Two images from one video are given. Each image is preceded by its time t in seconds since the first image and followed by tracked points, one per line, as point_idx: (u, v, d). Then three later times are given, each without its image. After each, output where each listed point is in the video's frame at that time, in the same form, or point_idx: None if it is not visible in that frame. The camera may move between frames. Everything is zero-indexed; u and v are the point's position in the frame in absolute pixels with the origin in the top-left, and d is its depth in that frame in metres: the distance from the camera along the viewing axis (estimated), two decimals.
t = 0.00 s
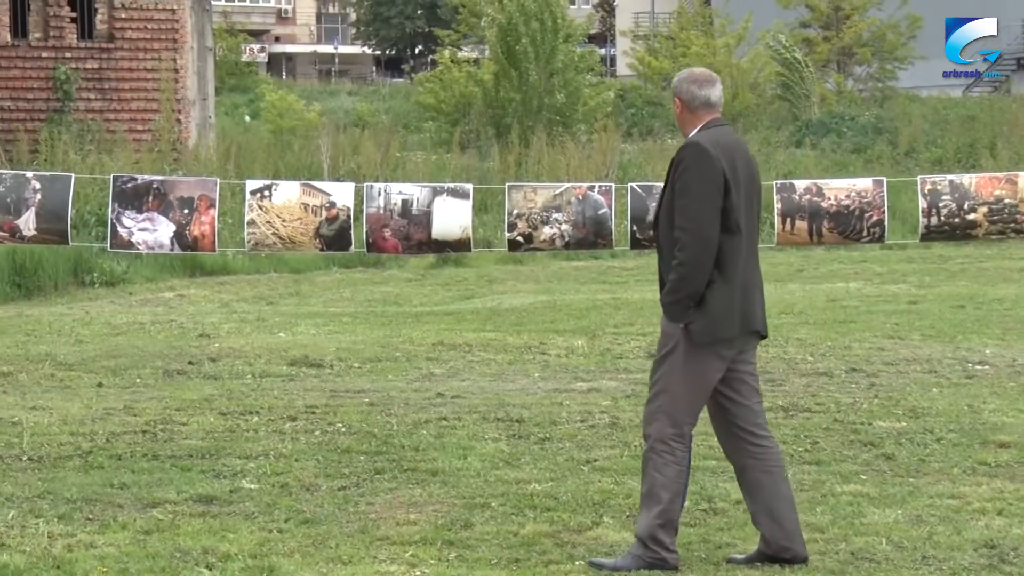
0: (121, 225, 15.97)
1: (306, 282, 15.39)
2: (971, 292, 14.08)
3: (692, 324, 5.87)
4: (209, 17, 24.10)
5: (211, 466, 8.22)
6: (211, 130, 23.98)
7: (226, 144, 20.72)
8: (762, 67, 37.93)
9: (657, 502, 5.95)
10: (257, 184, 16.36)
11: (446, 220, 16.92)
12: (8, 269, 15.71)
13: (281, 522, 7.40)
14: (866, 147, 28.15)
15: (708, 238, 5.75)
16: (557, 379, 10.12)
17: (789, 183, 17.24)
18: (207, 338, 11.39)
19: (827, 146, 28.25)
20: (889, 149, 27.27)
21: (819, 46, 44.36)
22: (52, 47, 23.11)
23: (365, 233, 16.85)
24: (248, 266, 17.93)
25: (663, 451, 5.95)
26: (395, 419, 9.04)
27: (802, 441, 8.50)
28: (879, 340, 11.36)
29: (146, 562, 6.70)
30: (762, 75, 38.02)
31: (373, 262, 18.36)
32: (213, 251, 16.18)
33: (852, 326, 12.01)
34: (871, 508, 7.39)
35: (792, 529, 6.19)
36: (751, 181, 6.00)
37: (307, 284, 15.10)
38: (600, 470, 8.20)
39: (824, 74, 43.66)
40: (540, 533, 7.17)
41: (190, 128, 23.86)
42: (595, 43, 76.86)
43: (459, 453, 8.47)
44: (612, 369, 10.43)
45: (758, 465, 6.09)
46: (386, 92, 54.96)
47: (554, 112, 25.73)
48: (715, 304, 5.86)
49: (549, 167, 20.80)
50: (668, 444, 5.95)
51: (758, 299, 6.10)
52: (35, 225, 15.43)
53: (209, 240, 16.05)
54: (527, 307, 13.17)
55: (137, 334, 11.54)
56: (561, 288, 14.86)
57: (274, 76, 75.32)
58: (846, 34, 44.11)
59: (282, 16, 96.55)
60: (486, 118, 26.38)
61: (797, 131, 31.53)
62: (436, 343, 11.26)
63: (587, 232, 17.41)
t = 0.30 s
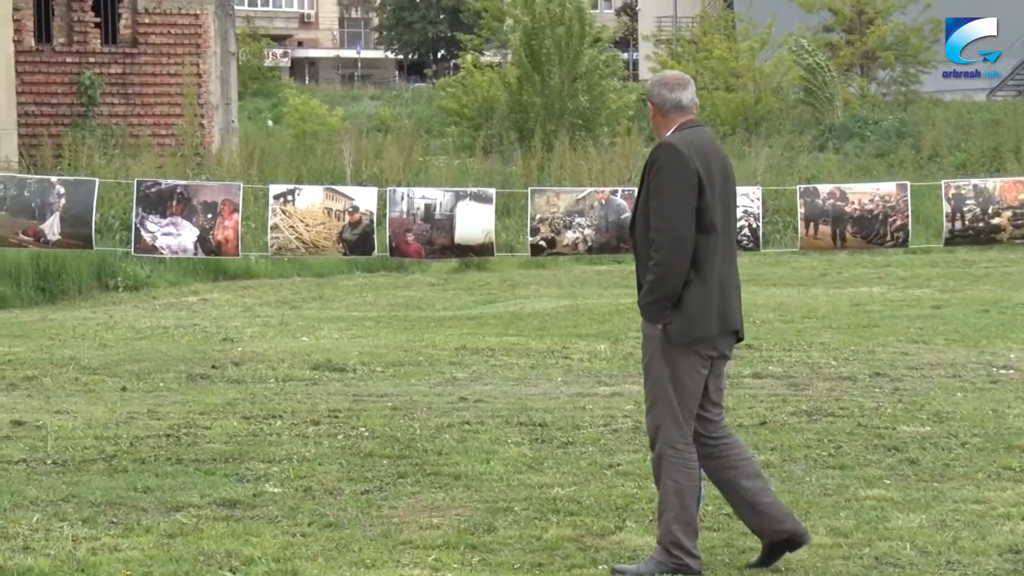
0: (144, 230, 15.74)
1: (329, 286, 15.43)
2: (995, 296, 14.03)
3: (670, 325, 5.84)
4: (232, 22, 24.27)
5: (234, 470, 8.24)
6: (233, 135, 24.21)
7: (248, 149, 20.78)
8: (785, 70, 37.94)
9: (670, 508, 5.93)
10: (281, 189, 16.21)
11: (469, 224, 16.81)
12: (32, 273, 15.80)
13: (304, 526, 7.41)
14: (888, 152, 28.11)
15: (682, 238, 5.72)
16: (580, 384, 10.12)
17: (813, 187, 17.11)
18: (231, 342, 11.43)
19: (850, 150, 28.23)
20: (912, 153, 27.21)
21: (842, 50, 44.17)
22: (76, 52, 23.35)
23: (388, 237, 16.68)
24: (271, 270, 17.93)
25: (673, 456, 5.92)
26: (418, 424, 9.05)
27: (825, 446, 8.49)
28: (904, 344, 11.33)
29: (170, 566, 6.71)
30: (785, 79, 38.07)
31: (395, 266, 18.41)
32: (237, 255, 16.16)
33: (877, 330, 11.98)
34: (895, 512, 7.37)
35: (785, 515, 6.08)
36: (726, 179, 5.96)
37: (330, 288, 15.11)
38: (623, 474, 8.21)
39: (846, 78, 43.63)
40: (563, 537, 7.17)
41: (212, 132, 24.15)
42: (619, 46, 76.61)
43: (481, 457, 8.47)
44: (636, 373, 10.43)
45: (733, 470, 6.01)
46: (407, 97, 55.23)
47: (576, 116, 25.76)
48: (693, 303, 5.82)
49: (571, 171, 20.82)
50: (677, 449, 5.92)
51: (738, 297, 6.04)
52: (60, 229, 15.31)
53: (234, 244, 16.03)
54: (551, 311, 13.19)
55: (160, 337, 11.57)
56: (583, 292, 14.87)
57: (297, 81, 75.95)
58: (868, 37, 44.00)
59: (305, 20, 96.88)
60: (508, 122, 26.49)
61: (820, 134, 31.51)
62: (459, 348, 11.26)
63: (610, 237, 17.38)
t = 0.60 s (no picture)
0: (172, 232, 15.78)
1: (356, 288, 15.48)
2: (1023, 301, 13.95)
3: (669, 329, 5.91)
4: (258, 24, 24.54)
5: (260, 472, 8.26)
6: (259, 137, 24.42)
7: (276, 152, 20.85)
8: (813, 74, 37.91)
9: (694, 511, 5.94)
10: (307, 192, 16.21)
11: (495, 227, 16.59)
12: (59, 274, 15.82)
13: (330, 527, 7.43)
14: (915, 156, 28.03)
15: (675, 240, 5.80)
16: (606, 387, 10.10)
17: (839, 191, 16.97)
18: (257, 343, 11.46)
19: (878, 155, 28.16)
20: (939, 156, 27.10)
21: (869, 53, 43.05)
22: (104, 54, 23.40)
23: (415, 240, 16.58)
24: (297, 271, 17.97)
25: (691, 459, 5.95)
26: (443, 426, 9.06)
27: (852, 450, 8.47)
28: (931, 348, 11.29)
29: (196, 566, 6.72)
30: (813, 83, 38.07)
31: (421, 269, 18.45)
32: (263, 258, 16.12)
33: (904, 334, 11.95)
34: (921, 517, 7.34)
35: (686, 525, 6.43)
36: (720, 180, 6.03)
37: (355, 290, 15.15)
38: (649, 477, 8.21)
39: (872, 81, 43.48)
40: (589, 540, 7.17)
41: (239, 135, 24.33)
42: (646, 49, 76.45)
43: (507, 459, 8.48)
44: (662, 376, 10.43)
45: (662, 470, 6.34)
46: (433, 99, 55.48)
47: (602, 119, 25.77)
48: (689, 306, 5.90)
49: (596, 174, 20.84)
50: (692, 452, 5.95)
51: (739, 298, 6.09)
52: (87, 231, 15.34)
53: (260, 247, 16.00)
54: (578, 314, 13.19)
55: (187, 339, 11.61)
56: (609, 294, 14.87)
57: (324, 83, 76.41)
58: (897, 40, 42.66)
59: (332, 23, 97.10)
60: (534, 125, 26.59)
61: (848, 139, 31.48)
62: (484, 350, 11.26)
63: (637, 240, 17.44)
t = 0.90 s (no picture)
0: (200, 232, 15.79)
1: (383, 288, 15.48)
2: None
3: (669, 332, 5.88)
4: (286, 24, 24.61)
5: (288, 471, 8.27)
6: (287, 138, 24.53)
7: (304, 152, 20.87)
8: (841, 73, 37.92)
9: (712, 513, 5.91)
10: (335, 192, 16.22)
11: (522, 227, 16.54)
12: (88, 274, 15.85)
13: (357, 527, 7.43)
14: (944, 156, 27.94)
15: (674, 244, 5.75)
16: (632, 386, 10.08)
17: (868, 192, 16.90)
18: (284, 343, 11.49)
19: (907, 155, 28.10)
20: (967, 156, 27.01)
21: (899, 53, 42.34)
22: (133, 54, 23.46)
23: (442, 240, 16.54)
24: (323, 271, 18.00)
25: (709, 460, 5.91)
26: (470, 426, 9.06)
27: (880, 450, 8.46)
28: (960, 349, 11.25)
29: (224, 565, 6.73)
30: (841, 82, 38.06)
31: (447, 269, 18.45)
32: (291, 257, 16.12)
33: (933, 334, 11.92)
34: (950, 518, 7.32)
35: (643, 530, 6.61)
36: (719, 183, 5.98)
37: (382, 290, 15.17)
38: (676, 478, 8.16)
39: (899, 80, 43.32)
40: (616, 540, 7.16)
41: (267, 135, 24.48)
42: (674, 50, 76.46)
43: (534, 458, 8.48)
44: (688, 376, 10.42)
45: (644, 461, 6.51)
46: (460, 99, 55.77)
47: (629, 119, 25.77)
48: (689, 309, 5.87)
49: (623, 174, 20.85)
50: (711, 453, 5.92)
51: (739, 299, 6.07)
52: (116, 231, 15.43)
53: (287, 247, 15.98)
54: (604, 314, 13.19)
55: (215, 338, 11.64)
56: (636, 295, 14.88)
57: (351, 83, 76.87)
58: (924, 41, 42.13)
59: (361, 22, 97.70)
60: (562, 126, 26.64)
61: (876, 139, 31.46)
62: (511, 350, 11.27)
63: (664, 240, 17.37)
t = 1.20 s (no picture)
0: (227, 230, 15.61)
1: (409, 287, 15.47)
2: None
3: (653, 331, 5.89)
4: (314, 24, 24.65)
5: (315, 470, 8.28)
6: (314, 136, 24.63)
7: (331, 151, 20.87)
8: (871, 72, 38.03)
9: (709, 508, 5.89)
10: (362, 190, 15.82)
11: (550, 224, 16.20)
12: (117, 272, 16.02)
13: (384, 526, 7.44)
14: (973, 155, 27.87)
15: (658, 242, 5.77)
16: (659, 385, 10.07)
17: (897, 190, 16.55)
18: (312, 342, 11.51)
19: (937, 154, 28.05)
20: (997, 156, 26.93)
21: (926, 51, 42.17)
22: (161, 53, 23.50)
23: (469, 238, 16.21)
24: (350, 271, 17.97)
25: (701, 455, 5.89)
26: (497, 425, 9.07)
27: (909, 450, 8.44)
28: (990, 349, 11.21)
29: (252, 564, 6.73)
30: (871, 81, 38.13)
31: (474, 267, 18.42)
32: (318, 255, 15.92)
33: (962, 335, 11.88)
34: (979, 518, 7.30)
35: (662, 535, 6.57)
36: (708, 184, 5.99)
37: (409, 288, 15.16)
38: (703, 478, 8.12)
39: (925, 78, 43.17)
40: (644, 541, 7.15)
41: (294, 134, 24.61)
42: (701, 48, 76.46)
43: (561, 458, 8.48)
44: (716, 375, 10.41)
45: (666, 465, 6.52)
46: (486, 98, 56.01)
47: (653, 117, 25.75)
48: (672, 308, 5.86)
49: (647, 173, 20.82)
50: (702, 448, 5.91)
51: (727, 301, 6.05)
52: (145, 229, 15.37)
53: (316, 245, 15.78)
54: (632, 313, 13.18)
55: (243, 337, 11.66)
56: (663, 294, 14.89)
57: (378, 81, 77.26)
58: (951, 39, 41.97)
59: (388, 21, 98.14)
60: (589, 125, 26.62)
61: (905, 138, 31.61)
62: (538, 349, 11.27)
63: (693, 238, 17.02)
